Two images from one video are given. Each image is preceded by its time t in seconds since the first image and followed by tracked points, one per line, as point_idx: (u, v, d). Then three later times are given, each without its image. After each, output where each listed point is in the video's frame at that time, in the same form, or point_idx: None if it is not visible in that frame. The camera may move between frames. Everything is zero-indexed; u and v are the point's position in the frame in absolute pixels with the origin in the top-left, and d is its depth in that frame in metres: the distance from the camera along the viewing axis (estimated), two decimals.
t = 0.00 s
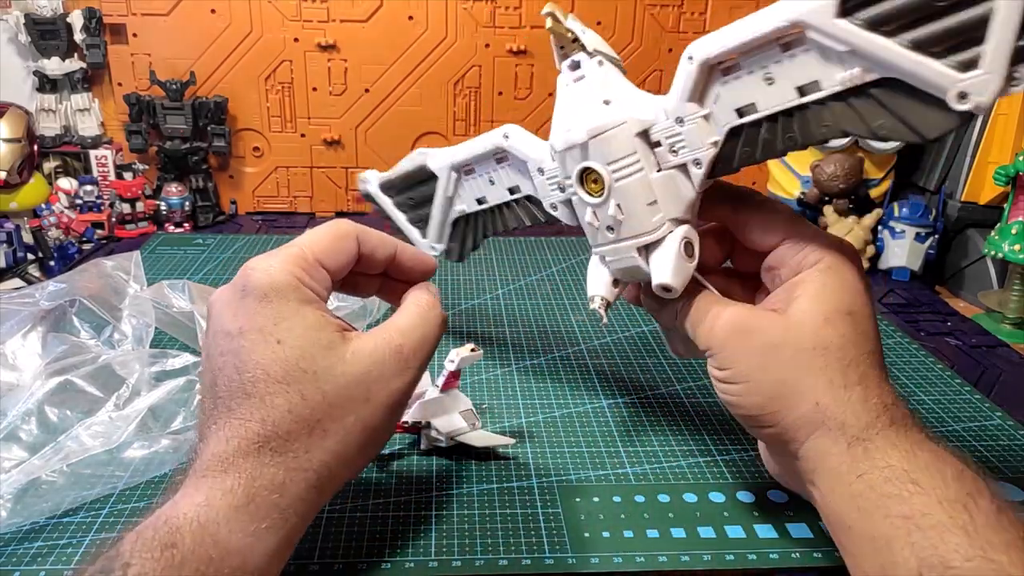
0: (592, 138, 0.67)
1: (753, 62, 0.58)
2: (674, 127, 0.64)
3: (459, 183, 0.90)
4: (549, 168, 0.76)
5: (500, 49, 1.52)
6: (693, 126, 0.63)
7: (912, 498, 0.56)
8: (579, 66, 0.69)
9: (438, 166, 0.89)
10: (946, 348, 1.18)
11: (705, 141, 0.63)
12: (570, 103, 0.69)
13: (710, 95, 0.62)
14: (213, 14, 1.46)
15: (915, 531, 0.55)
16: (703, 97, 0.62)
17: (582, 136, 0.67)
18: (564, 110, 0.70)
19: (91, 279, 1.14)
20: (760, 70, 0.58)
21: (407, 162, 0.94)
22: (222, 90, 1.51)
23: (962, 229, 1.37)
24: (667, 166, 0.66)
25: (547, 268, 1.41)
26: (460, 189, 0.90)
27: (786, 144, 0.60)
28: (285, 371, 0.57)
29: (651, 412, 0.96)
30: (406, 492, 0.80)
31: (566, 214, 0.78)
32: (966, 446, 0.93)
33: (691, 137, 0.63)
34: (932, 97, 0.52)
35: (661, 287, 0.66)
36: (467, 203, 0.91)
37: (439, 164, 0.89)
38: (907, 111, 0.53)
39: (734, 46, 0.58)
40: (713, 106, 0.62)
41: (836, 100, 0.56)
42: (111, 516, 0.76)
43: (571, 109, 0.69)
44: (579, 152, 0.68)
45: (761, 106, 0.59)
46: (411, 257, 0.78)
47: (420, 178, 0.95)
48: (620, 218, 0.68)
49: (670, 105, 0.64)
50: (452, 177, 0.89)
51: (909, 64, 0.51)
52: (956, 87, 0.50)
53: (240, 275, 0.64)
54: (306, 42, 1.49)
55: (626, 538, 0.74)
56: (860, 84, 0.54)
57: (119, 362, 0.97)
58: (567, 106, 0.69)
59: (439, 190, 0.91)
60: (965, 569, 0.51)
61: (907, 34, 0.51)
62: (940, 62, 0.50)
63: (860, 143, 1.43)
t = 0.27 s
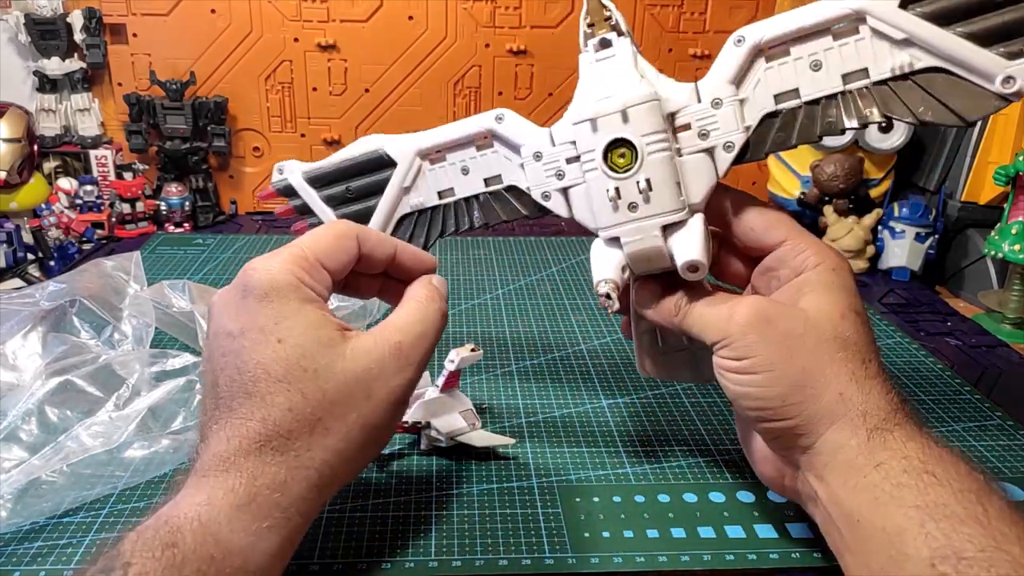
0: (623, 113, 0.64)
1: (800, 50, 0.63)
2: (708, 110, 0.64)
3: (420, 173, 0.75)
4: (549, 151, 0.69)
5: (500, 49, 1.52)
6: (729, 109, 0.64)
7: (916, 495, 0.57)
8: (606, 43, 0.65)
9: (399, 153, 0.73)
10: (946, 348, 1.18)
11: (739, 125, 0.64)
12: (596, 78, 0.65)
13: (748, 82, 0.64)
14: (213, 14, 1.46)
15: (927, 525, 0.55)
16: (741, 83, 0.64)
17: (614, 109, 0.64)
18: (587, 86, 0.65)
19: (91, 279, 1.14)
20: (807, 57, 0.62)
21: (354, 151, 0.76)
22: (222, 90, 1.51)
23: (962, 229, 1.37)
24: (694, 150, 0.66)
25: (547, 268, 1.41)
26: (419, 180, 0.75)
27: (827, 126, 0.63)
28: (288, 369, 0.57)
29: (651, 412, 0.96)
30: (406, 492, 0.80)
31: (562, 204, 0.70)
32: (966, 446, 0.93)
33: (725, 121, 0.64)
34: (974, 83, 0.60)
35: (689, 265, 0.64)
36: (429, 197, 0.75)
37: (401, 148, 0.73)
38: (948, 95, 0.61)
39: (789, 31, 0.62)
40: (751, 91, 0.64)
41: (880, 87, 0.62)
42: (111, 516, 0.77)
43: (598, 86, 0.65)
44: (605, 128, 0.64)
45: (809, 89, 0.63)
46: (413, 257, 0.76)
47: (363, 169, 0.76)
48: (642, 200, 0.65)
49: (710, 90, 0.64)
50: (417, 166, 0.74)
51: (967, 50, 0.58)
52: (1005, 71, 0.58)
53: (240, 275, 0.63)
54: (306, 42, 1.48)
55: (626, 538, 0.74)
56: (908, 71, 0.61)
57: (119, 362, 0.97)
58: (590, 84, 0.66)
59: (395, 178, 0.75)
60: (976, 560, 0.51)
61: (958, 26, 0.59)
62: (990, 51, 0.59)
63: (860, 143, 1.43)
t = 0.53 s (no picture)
0: (632, 108, 0.64)
1: (801, 55, 0.65)
2: (711, 111, 0.66)
3: (413, 171, 0.73)
4: (549, 150, 0.68)
5: (500, 49, 1.52)
6: (732, 111, 0.66)
7: (917, 494, 0.57)
8: (611, 45, 0.66)
9: (392, 150, 0.72)
10: (945, 347, 1.18)
11: (741, 126, 0.66)
12: (602, 77, 0.65)
13: (750, 85, 0.66)
14: (213, 14, 1.46)
15: (929, 523, 0.55)
16: (743, 85, 0.66)
17: (622, 104, 0.64)
18: (591, 85, 0.66)
19: (91, 279, 1.14)
20: (807, 62, 0.65)
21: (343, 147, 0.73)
22: (222, 89, 1.51)
23: (962, 229, 1.37)
24: (697, 150, 0.67)
25: (547, 268, 1.41)
26: (411, 176, 0.73)
27: (826, 128, 0.66)
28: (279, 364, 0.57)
29: (651, 412, 0.96)
30: (406, 492, 0.80)
31: (561, 203, 0.70)
32: (966, 446, 0.93)
33: (728, 121, 0.66)
34: (963, 90, 0.63)
35: (695, 259, 0.64)
36: (420, 197, 0.74)
37: (394, 145, 0.72)
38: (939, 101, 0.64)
39: (792, 36, 0.64)
40: (753, 94, 0.66)
41: (877, 91, 0.65)
42: (111, 516, 0.77)
43: (604, 84, 0.65)
44: (613, 122, 0.65)
45: (810, 92, 0.65)
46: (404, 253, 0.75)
47: (352, 165, 0.73)
48: (650, 194, 0.66)
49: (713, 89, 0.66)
50: (410, 164, 0.72)
51: (959, 57, 0.62)
52: (994, 78, 0.62)
53: (233, 275, 0.63)
54: (306, 42, 1.49)
55: (626, 538, 0.74)
56: (903, 77, 0.64)
57: (119, 362, 0.97)
58: (591, 83, 0.66)
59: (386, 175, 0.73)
60: (978, 559, 0.51)
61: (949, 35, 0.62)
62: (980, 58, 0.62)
63: (860, 143, 1.43)
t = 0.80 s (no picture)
0: (647, 99, 0.65)
1: (801, 64, 0.67)
2: (718, 112, 0.67)
3: (415, 162, 0.72)
4: (557, 143, 0.68)
5: (500, 49, 1.52)
6: (738, 112, 0.66)
7: (918, 493, 0.56)
8: (620, 46, 0.68)
9: (397, 138, 0.71)
10: (945, 347, 1.18)
11: (746, 128, 0.67)
12: (613, 73, 0.67)
13: (753, 90, 0.67)
14: (213, 14, 1.45)
15: (931, 521, 0.54)
16: (746, 91, 0.67)
17: (637, 95, 0.65)
18: (602, 82, 0.67)
19: (91, 279, 1.14)
20: (807, 71, 0.67)
21: (344, 135, 0.72)
22: (222, 89, 1.51)
23: (962, 229, 1.37)
24: (703, 149, 0.67)
25: (547, 268, 1.41)
26: (412, 168, 0.72)
27: (825, 134, 0.67)
28: (284, 366, 0.57)
29: (651, 412, 0.96)
30: (406, 492, 0.80)
31: (565, 197, 0.69)
32: (966, 446, 0.93)
33: (734, 122, 0.67)
34: (954, 101, 0.66)
35: (706, 248, 0.65)
36: (420, 186, 0.72)
37: (399, 133, 0.71)
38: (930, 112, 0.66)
39: (793, 45, 0.66)
40: (755, 99, 0.67)
41: (873, 101, 0.66)
42: (111, 516, 0.77)
43: (619, 75, 0.66)
44: (628, 112, 0.65)
45: (809, 99, 0.66)
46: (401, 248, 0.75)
47: (350, 153, 0.72)
48: (662, 183, 0.65)
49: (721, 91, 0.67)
50: (412, 154, 0.71)
51: (949, 70, 0.65)
52: (981, 90, 0.65)
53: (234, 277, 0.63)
54: (306, 42, 1.48)
55: (626, 538, 0.74)
56: (898, 88, 0.66)
57: (119, 362, 0.97)
58: (600, 83, 0.67)
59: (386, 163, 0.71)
60: (981, 557, 0.50)
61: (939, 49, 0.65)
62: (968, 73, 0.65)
63: (860, 143, 1.43)
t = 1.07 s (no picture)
0: (656, 96, 0.66)
1: (805, 67, 0.67)
2: (722, 112, 0.67)
3: (418, 154, 0.71)
4: (562, 139, 0.69)
5: (500, 49, 1.52)
6: (742, 113, 0.67)
7: (918, 493, 0.56)
8: (627, 45, 0.69)
9: (402, 129, 0.71)
10: (945, 347, 1.18)
11: (751, 128, 0.67)
12: (620, 70, 0.67)
13: (758, 91, 0.67)
14: (213, 14, 1.45)
15: (931, 521, 0.54)
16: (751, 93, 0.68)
17: (645, 91, 0.66)
18: (608, 80, 0.67)
19: (91, 279, 1.14)
20: (811, 74, 0.67)
21: (348, 127, 0.72)
22: (223, 89, 1.51)
23: (963, 229, 1.37)
24: (707, 149, 0.67)
25: (547, 268, 1.41)
26: (415, 160, 0.71)
27: (828, 136, 0.67)
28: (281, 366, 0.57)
29: (651, 412, 0.96)
30: (406, 492, 0.80)
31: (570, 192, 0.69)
32: (966, 446, 0.93)
33: (738, 122, 0.67)
34: (954, 108, 0.66)
35: (712, 242, 0.64)
36: (423, 177, 0.71)
37: (405, 125, 0.71)
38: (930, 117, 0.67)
39: (798, 48, 0.66)
40: (760, 100, 0.67)
41: (875, 105, 0.67)
42: (111, 516, 0.77)
43: (626, 72, 0.67)
44: (636, 106, 0.66)
45: (813, 100, 0.67)
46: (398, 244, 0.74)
47: (353, 143, 0.71)
48: (668, 178, 0.65)
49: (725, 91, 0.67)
50: (417, 146, 0.71)
51: (949, 77, 0.65)
52: (982, 97, 0.65)
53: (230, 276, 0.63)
54: (306, 42, 1.48)
55: (626, 539, 0.74)
56: (899, 93, 0.66)
57: (119, 362, 0.97)
58: (606, 81, 0.68)
59: (391, 155, 0.71)
60: (980, 557, 0.51)
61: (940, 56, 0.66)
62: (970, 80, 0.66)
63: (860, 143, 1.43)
